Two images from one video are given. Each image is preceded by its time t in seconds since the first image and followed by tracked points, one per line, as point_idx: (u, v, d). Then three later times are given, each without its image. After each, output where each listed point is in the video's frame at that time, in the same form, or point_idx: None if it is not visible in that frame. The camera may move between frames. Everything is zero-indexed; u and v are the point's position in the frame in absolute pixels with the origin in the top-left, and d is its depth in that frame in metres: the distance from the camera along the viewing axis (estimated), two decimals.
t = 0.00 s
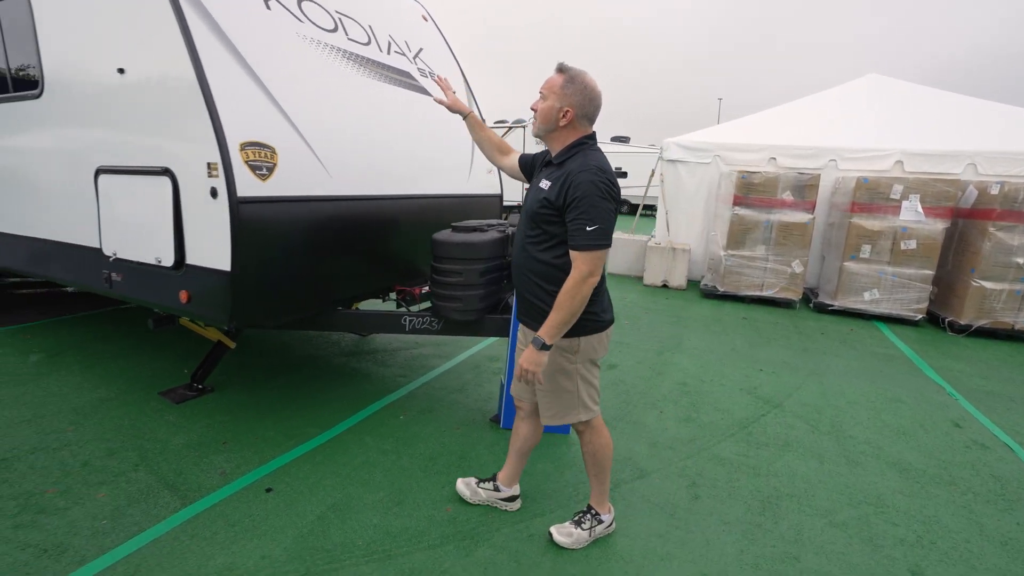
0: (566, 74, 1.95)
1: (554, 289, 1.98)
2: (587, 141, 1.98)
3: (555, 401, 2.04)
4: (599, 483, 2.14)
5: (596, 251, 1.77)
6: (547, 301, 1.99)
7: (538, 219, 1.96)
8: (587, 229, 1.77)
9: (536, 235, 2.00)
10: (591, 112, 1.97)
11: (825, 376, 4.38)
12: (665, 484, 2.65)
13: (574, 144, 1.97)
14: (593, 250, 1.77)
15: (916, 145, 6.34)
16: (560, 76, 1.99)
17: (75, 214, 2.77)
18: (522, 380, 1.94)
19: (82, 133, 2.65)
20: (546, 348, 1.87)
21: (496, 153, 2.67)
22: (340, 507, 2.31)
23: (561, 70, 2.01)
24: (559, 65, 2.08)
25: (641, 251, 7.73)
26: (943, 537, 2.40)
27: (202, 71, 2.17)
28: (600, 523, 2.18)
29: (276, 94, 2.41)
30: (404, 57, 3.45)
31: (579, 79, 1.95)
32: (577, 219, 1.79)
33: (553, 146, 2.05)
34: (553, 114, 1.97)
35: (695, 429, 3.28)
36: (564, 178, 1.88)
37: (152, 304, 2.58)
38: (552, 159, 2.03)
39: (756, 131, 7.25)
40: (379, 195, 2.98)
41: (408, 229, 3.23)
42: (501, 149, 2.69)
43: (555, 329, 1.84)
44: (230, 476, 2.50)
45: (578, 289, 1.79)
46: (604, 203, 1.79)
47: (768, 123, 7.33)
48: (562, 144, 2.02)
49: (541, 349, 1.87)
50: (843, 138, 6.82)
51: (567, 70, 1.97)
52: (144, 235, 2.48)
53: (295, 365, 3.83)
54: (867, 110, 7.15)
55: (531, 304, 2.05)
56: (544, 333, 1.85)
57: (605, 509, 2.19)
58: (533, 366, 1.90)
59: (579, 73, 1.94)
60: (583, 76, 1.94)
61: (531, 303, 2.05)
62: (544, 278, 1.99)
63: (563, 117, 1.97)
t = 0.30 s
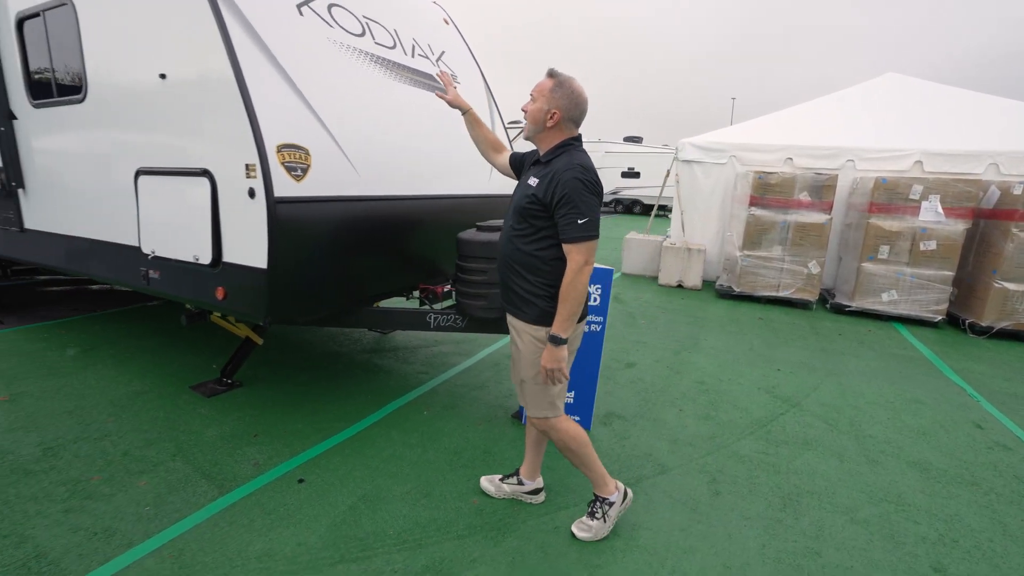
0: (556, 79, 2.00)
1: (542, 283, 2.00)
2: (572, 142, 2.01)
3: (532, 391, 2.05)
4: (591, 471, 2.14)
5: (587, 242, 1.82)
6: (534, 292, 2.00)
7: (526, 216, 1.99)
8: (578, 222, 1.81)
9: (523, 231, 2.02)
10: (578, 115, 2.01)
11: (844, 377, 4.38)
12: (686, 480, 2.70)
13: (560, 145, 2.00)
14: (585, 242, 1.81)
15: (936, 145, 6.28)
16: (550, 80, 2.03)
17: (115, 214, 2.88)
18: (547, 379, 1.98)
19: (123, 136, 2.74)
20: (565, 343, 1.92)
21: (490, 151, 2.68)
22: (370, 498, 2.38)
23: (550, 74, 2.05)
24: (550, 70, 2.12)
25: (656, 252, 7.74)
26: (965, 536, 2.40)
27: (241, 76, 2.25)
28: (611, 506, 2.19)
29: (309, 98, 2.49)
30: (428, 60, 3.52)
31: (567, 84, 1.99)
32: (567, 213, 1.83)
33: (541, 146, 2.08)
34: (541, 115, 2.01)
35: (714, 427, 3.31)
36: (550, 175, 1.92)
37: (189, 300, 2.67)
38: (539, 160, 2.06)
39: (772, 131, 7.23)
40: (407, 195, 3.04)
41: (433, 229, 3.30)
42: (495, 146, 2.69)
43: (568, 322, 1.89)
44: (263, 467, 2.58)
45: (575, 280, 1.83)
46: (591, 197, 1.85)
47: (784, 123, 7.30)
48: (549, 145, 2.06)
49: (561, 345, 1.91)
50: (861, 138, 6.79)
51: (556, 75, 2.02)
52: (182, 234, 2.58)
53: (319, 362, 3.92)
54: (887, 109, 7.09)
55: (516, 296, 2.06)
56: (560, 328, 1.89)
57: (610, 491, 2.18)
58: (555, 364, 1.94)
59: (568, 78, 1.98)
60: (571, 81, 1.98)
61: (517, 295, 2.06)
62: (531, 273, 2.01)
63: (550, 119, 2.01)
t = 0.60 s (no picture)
0: (551, 81, 1.89)
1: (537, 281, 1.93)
2: (569, 144, 1.93)
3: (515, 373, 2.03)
4: (555, 468, 2.14)
5: (582, 241, 1.76)
6: (528, 290, 1.94)
7: (522, 214, 1.92)
8: (573, 221, 1.75)
9: (519, 229, 1.96)
10: (573, 117, 1.91)
11: (857, 375, 4.40)
12: (698, 473, 2.77)
13: (556, 148, 1.92)
14: (580, 241, 1.75)
15: (953, 145, 6.25)
16: (547, 82, 1.92)
17: (150, 213, 3.02)
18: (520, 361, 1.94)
19: (159, 138, 2.87)
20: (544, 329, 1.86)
21: (489, 139, 2.69)
22: (393, 485, 2.48)
23: (547, 76, 1.94)
24: (546, 71, 2.01)
25: (668, 252, 7.78)
26: (975, 530, 2.44)
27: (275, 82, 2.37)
28: (559, 515, 2.21)
29: (337, 102, 2.60)
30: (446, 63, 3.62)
31: (562, 86, 1.89)
32: (563, 213, 1.77)
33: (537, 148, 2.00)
34: (537, 118, 1.91)
35: (726, 423, 3.37)
36: (548, 174, 1.85)
37: (221, 295, 2.80)
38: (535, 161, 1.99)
39: (786, 132, 7.24)
40: (428, 195, 3.13)
41: (452, 227, 3.39)
42: (493, 135, 2.70)
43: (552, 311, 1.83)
44: (290, 456, 2.70)
45: (568, 276, 1.79)
46: (587, 198, 1.79)
47: (798, 123, 7.30)
48: (545, 147, 1.98)
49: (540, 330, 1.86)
50: (876, 138, 6.77)
51: (552, 78, 1.91)
52: (215, 231, 2.70)
53: (340, 356, 4.04)
54: (903, 109, 7.05)
55: (511, 293, 2.01)
56: (541, 314, 1.83)
57: (563, 499, 2.20)
58: (532, 348, 1.89)
59: (564, 80, 1.88)
60: (567, 83, 1.88)
61: (512, 292, 2.01)
62: (527, 269, 1.95)
63: (546, 121, 1.91)
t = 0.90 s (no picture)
0: (566, 72, 1.91)
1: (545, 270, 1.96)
2: (581, 136, 1.93)
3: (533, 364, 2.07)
4: (573, 455, 2.18)
5: (589, 232, 1.77)
6: (536, 278, 1.97)
7: (531, 203, 1.94)
8: (581, 211, 1.77)
9: (528, 218, 1.98)
10: (587, 108, 1.92)
11: (874, 373, 4.38)
12: (714, 463, 2.82)
13: (568, 138, 1.92)
14: (588, 231, 1.77)
15: (975, 142, 6.17)
16: (561, 73, 1.94)
17: (183, 207, 3.14)
18: (534, 352, 1.98)
19: (192, 135, 2.99)
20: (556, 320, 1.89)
21: (504, 123, 2.65)
22: (417, 470, 2.56)
23: (563, 67, 1.96)
24: (563, 63, 2.03)
25: (683, 250, 7.79)
26: (993, 523, 2.45)
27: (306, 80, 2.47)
28: (578, 500, 2.27)
29: (364, 100, 2.69)
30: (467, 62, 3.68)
31: (576, 77, 1.90)
32: (572, 202, 1.78)
33: (550, 138, 2.01)
34: (551, 108, 1.93)
35: (742, 417, 3.40)
36: (557, 164, 1.86)
37: (251, 286, 2.90)
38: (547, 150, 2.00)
39: (803, 130, 7.21)
40: (449, 191, 3.21)
41: (472, 223, 3.46)
42: (508, 119, 2.66)
43: (563, 302, 1.85)
44: (317, 441, 2.79)
45: (576, 267, 1.81)
46: (596, 189, 1.80)
47: (816, 121, 7.26)
48: (558, 136, 1.98)
49: (552, 321, 1.89)
50: (896, 136, 6.71)
51: (568, 69, 1.92)
52: (246, 224, 2.81)
53: (361, 349, 4.13)
54: (923, 106, 6.97)
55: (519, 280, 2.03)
56: (552, 306, 1.86)
57: (580, 484, 2.25)
58: (545, 339, 1.92)
59: (578, 71, 1.89)
60: (581, 74, 1.89)
61: (520, 279, 2.04)
62: (535, 259, 1.97)
63: (559, 111, 1.92)
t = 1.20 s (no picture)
0: (588, 69, 1.95)
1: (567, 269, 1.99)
2: (603, 133, 1.96)
3: (552, 365, 2.09)
4: (595, 452, 2.21)
5: (613, 230, 1.81)
6: (557, 276, 2.00)
7: (553, 202, 1.97)
8: (605, 210, 1.80)
9: (549, 217, 2.01)
10: (609, 104, 1.95)
11: (891, 374, 4.36)
12: (731, 461, 2.84)
13: (590, 135, 1.96)
14: (611, 229, 1.80)
15: (993, 143, 6.11)
16: (584, 70, 1.98)
17: (209, 206, 3.23)
18: (557, 355, 1.99)
19: (219, 136, 3.07)
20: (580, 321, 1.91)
21: (525, 132, 2.69)
22: (438, 464, 2.62)
23: (585, 65, 2.00)
24: (585, 60, 2.07)
25: (696, 250, 7.78)
26: (1013, 524, 2.45)
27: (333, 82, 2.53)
28: (597, 495, 2.30)
29: (387, 102, 2.75)
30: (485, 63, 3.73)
31: (599, 74, 1.94)
32: (596, 201, 1.82)
33: (571, 135, 2.03)
34: (573, 105, 1.96)
35: (758, 416, 3.42)
36: (580, 162, 1.89)
37: (276, 283, 2.97)
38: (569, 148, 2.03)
39: (818, 130, 7.18)
40: (469, 190, 3.25)
41: (491, 222, 3.50)
42: (530, 129, 2.71)
43: (586, 304, 1.88)
44: (339, 435, 2.86)
45: (600, 265, 1.83)
46: (619, 187, 1.84)
47: (831, 121, 7.22)
48: (580, 134, 2.00)
49: (576, 323, 1.91)
50: (912, 136, 6.66)
51: (589, 65, 1.97)
52: (272, 222, 2.88)
53: (379, 346, 4.20)
54: (941, 106, 6.91)
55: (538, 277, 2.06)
56: (575, 306, 1.88)
57: (600, 479, 2.29)
58: (568, 340, 1.94)
59: (601, 68, 1.93)
60: (604, 71, 1.93)
61: (539, 276, 2.07)
62: (556, 257, 2.00)
63: (582, 108, 1.95)
